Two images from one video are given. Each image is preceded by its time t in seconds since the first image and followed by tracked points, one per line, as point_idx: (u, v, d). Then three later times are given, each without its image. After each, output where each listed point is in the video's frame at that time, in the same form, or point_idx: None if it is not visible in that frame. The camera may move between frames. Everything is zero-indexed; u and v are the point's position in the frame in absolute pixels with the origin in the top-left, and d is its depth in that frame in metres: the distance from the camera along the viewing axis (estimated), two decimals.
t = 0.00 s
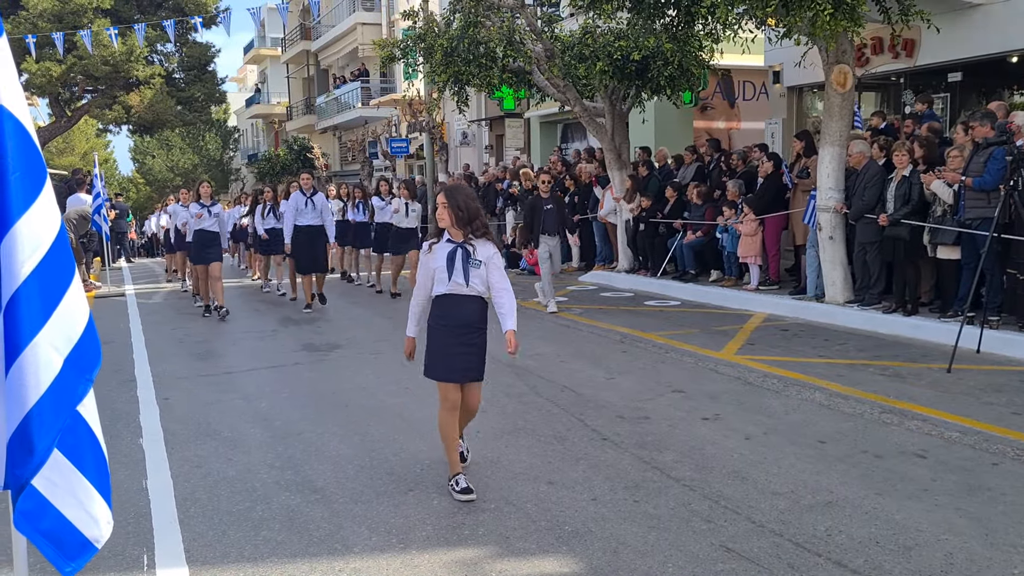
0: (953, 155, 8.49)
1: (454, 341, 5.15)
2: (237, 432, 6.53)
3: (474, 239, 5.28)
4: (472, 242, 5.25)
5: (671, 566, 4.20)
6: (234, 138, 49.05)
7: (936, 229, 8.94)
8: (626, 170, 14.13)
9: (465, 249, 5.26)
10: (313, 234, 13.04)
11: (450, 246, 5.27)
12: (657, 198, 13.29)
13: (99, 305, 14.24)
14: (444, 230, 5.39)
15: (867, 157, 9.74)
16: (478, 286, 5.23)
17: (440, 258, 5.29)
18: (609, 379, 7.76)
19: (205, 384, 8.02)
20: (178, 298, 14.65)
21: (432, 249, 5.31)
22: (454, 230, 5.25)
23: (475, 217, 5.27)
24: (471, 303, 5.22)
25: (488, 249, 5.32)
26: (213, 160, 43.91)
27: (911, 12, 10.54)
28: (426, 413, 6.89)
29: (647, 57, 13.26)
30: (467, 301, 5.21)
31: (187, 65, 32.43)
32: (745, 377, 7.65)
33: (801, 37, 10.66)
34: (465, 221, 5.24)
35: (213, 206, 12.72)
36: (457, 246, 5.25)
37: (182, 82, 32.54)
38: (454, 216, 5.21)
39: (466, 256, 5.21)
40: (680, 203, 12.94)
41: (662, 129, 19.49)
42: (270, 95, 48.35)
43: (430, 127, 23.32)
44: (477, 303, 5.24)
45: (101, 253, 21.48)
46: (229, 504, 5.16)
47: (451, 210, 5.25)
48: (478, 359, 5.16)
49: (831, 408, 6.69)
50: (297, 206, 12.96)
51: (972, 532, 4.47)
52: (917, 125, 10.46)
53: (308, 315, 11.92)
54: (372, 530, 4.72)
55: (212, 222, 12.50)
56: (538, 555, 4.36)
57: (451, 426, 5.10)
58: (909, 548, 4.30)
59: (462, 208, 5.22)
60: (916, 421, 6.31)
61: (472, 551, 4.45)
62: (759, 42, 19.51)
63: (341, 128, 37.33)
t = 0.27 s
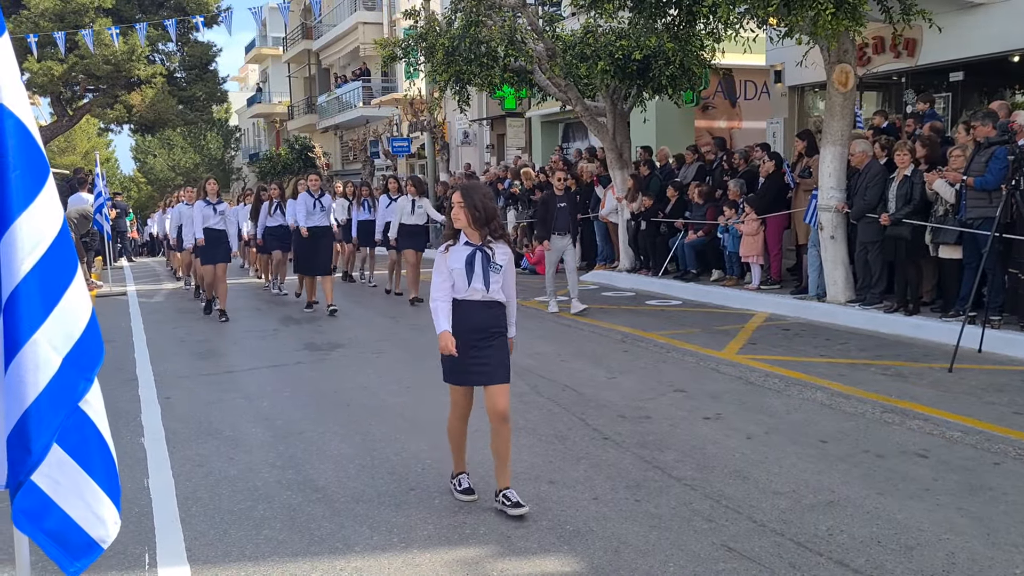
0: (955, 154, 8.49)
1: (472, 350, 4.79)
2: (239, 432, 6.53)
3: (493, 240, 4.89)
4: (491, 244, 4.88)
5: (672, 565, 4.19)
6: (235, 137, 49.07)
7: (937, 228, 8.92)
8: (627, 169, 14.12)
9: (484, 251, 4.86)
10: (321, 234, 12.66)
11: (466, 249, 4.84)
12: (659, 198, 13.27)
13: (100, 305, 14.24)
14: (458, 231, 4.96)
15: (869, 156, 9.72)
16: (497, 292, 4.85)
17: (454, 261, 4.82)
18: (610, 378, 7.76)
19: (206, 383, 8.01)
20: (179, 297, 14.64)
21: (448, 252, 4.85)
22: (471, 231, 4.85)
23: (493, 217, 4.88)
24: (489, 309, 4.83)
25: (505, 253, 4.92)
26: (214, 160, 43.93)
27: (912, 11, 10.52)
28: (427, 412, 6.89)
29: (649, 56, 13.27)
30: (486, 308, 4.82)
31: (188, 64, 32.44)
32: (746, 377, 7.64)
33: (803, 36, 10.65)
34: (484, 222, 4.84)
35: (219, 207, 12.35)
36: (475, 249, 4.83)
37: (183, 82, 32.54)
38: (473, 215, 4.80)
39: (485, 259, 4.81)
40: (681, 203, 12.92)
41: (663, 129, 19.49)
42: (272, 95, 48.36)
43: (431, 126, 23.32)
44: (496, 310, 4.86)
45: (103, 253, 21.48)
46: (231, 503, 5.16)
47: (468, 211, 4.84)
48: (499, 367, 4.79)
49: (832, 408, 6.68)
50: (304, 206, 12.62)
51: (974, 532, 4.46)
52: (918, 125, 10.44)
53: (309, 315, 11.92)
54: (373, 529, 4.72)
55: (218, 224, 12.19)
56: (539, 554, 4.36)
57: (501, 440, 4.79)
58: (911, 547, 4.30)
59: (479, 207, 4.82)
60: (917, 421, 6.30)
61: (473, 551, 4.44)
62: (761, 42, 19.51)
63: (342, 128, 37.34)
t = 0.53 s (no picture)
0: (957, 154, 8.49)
1: (501, 362, 4.51)
2: (241, 432, 6.53)
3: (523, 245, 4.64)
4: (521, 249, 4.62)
5: (675, 566, 4.19)
6: (237, 138, 49.10)
7: (939, 228, 8.91)
8: (629, 170, 14.12)
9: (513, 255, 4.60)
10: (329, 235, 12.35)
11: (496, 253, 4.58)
12: (661, 198, 13.25)
13: (103, 305, 14.26)
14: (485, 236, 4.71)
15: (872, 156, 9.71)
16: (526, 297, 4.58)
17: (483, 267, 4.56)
18: (612, 378, 7.76)
19: (208, 383, 8.02)
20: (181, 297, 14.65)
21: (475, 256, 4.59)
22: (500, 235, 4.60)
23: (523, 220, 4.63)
24: (518, 315, 4.55)
25: (535, 257, 4.67)
26: (216, 160, 43.96)
27: (914, 11, 10.51)
28: (429, 412, 6.89)
29: (651, 56, 13.28)
30: (514, 315, 4.54)
31: (190, 64, 32.47)
32: (749, 377, 7.64)
33: (805, 37, 10.65)
34: (514, 225, 4.59)
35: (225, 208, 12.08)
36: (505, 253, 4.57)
37: (185, 82, 32.57)
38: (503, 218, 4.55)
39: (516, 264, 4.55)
40: (683, 203, 12.91)
41: (665, 129, 19.49)
42: (273, 95, 48.37)
43: (433, 127, 23.31)
44: (525, 316, 4.58)
45: (105, 254, 21.50)
46: (233, 503, 5.16)
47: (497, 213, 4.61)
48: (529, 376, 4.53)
49: (834, 408, 6.68)
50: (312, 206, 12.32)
51: (977, 532, 4.46)
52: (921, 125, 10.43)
53: (312, 315, 11.93)
54: (376, 530, 4.72)
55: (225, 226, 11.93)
56: (542, 555, 4.36)
57: (525, 459, 4.49)
58: (914, 548, 4.30)
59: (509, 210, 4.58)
60: (920, 421, 6.30)
61: (475, 551, 4.44)
62: (763, 42, 19.51)
63: (344, 128, 37.35)
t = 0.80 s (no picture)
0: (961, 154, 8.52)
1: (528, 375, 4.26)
2: (244, 432, 6.54)
3: (550, 249, 4.40)
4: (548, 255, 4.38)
5: (678, 566, 4.19)
6: (240, 138, 49.12)
7: (942, 229, 8.91)
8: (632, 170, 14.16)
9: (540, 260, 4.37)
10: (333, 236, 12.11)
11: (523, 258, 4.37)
12: (664, 199, 13.23)
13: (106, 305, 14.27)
14: (513, 237, 4.51)
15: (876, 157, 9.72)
16: (556, 307, 4.32)
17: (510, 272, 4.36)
18: (615, 379, 7.76)
19: (211, 383, 8.03)
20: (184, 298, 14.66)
21: (501, 260, 4.42)
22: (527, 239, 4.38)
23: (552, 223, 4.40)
24: (547, 328, 4.30)
25: (565, 262, 4.42)
26: (219, 160, 43.96)
27: (917, 12, 10.51)
28: (431, 413, 6.89)
29: (654, 56, 13.22)
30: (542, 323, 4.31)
31: (193, 65, 32.48)
32: (751, 378, 7.64)
33: (808, 37, 10.64)
34: (541, 227, 4.36)
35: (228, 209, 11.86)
36: (531, 257, 4.36)
37: (187, 82, 32.58)
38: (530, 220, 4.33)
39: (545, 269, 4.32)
40: (686, 204, 12.89)
41: (667, 130, 19.49)
42: (276, 95, 48.37)
43: (435, 127, 23.31)
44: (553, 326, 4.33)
45: (108, 254, 21.50)
46: (237, 503, 5.17)
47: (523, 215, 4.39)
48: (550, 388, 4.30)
49: (837, 409, 6.68)
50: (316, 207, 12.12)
51: (981, 533, 4.46)
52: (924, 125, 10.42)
53: (314, 316, 11.94)
54: (379, 530, 4.73)
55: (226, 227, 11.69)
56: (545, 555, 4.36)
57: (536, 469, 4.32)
58: (917, 549, 4.30)
59: (537, 212, 4.35)
60: (923, 421, 6.30)
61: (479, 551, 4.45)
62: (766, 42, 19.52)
63: (346, 128, 37.37)
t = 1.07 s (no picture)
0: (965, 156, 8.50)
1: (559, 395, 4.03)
2: (248, 433, 6.54)
3: (581, 260, 4.14)
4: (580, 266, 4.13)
5: (681, 567, 4.19)
6: (243, 139, 49.18)
7: (946, 230, 8.90)
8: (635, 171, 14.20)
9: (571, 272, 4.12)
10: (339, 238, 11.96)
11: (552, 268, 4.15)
12: (667, 200, 13.23)
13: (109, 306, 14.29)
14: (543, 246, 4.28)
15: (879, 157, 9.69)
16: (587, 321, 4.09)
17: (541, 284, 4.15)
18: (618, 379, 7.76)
19: (215, 384, 8.04)
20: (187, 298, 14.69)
21: (529, 270, 4.20)
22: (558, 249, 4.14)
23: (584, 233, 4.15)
24: (578, 342, 4.06)
25: (597, 274, 4.16)
26: (222, 161, 44.00)
27: (921, 13, 10.49)
28: (435, 413, 6.90)
29: (657, 57, 13.19)
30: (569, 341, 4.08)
31: (196, 66, 32.53)
32: (755, 379, 7.64)
33: (812, 38, 10.62)
34: (572, 236, 4.12)
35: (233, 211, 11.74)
36: (561, 268, 4.12)
37: (190, 83, 32.64)
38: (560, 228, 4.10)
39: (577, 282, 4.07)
40: (689, 205, 12.87)
41: (670, 131, 19.50)
42: (279, 96, 48.41)
43: (438, 128, 23.33)
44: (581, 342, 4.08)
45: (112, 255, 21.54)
46: (241, 504, 5.17)
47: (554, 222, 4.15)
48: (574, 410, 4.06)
49: (841, 410, 6.67)
50: (321, 208, 12.08)
51: (985, 535, 4.45)
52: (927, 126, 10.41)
53: (317, 316, 11.96)
54: (382, 531, 4.73)
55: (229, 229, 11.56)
56: (549, 556, 4.36)
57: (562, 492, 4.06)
58: (921, 550, 4.29)
59: (569, 221, 4.11)
60: (927, 423, 6.29)
61: (483, 552, 4.45)
62: (769, 43, 19.51)
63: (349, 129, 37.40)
